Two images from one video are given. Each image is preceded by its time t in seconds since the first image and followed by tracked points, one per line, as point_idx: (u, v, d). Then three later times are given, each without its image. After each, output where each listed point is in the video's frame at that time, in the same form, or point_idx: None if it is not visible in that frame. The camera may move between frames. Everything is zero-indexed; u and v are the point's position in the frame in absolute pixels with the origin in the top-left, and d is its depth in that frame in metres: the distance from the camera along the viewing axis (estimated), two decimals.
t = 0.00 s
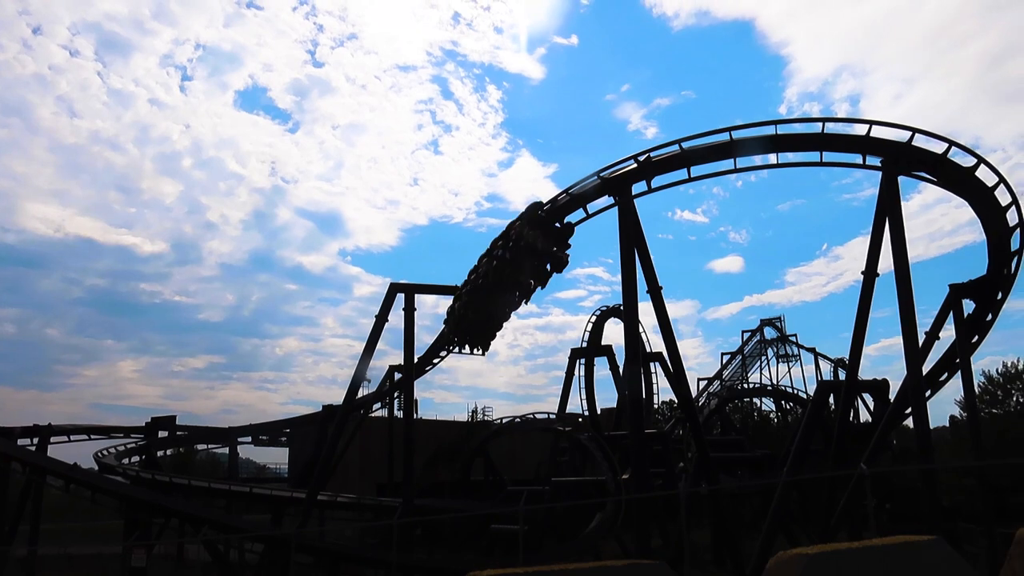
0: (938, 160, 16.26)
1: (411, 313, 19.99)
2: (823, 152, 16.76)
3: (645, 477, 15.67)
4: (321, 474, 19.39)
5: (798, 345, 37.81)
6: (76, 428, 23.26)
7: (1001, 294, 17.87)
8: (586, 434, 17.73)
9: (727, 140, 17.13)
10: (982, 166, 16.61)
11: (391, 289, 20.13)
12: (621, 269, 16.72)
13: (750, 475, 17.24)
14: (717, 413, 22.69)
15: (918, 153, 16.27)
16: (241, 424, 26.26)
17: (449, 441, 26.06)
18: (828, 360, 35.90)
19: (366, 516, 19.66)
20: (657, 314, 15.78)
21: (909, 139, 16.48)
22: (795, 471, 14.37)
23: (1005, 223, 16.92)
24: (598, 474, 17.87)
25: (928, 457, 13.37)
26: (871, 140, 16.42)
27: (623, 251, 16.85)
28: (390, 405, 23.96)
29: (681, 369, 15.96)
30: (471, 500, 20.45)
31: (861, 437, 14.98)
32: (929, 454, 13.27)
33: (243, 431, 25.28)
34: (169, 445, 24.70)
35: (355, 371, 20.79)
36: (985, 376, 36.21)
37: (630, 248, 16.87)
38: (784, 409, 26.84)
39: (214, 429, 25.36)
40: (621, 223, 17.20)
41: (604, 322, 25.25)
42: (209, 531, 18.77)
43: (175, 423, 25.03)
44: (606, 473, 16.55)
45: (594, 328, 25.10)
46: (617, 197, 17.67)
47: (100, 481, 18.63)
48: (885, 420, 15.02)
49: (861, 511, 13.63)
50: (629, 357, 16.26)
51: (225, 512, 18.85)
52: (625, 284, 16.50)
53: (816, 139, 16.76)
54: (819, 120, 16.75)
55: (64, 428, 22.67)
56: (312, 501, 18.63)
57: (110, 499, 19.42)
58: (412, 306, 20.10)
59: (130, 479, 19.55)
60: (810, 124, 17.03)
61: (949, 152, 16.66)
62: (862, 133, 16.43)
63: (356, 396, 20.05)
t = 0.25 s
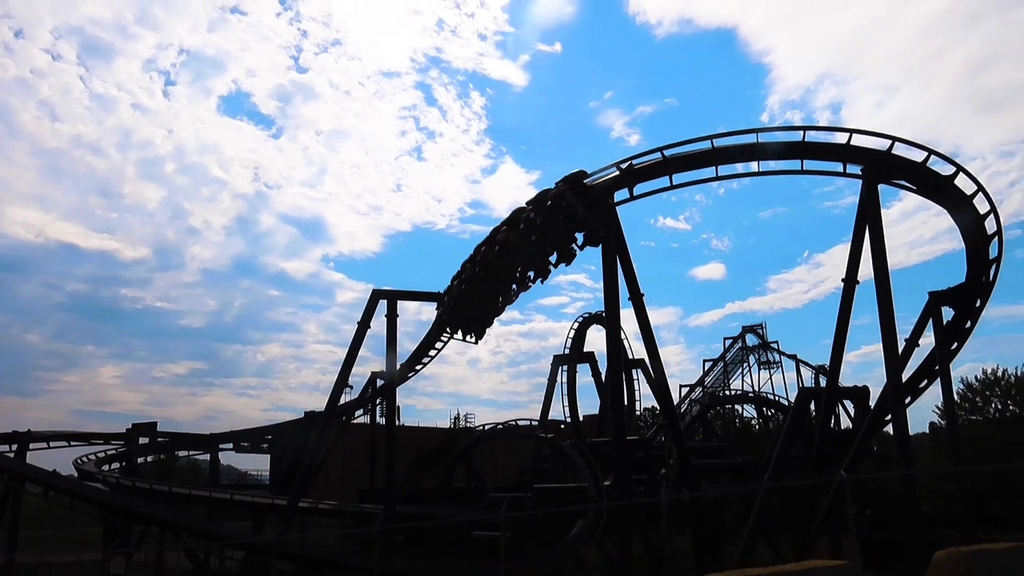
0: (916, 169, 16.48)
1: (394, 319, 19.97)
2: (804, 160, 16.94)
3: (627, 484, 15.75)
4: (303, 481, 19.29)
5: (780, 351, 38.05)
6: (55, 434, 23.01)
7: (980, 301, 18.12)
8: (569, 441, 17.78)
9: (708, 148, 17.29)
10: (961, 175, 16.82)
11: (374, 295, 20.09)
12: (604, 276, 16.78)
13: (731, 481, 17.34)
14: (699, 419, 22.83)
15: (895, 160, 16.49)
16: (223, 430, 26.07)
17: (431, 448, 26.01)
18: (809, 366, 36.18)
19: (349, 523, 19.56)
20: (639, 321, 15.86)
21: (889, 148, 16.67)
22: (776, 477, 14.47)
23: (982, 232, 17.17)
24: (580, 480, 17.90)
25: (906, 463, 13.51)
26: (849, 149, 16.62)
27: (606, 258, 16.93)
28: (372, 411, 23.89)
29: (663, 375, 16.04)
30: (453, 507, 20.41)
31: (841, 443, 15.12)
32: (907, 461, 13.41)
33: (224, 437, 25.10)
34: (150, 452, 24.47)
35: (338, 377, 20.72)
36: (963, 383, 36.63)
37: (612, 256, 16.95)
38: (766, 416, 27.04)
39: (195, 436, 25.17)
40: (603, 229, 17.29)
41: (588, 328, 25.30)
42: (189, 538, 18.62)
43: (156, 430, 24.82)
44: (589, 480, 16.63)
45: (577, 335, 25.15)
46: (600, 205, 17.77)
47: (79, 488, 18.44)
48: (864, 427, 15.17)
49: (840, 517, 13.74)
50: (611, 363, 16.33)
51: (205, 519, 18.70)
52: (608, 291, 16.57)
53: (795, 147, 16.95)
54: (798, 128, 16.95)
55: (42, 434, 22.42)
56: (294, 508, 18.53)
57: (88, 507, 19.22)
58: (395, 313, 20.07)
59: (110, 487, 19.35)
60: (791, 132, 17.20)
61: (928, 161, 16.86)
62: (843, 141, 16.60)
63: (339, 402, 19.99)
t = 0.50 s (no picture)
0: (878, 187, 16.87)
1: (362, 330, 19.91)
2: (768, 178, 17.26)
3: (591, 496, 15.84)
4: (267, 492, 19.09)
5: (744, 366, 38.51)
6: (11, 443, 22.53)
7: (938, 319, 18.54)
8: (535, 453, 17.84)
9: (674, 164, 17.55)
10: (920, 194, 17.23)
11: (342, 306, 20.02)
12: (571, 289, 16.92)
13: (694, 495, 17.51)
14: (663, 432, 23.03)
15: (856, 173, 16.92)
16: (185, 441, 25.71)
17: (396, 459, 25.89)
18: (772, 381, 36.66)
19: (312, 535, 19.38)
20: (605, 335, 16.00)
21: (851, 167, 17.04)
22: (738, 491, 14.66)
23: (941, 249, 17.58)
24: (545, 493, 17.96)
25: (864, 477, 13.77)
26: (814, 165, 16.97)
27: (573, 272, 17.07)
28: (338, 423, 23.74)
29: (628, 389, 16.19)
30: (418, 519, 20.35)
31: (802, 458, 15.37)
32: (865, 475, 13.67)
33: (187, 447, 24.76)
34: (110, 462, 24.03)
35: (303, 388, 20.58)
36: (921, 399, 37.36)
37: (580, 269, 17.11)
38: (729, 430, 27.36)
39: (156, 446, 24.78)
40: (571, 243, 17.45)
41: (554, 341, 25.43)
42: (149, 550, 18.31)
43: (117, 439, 24.40)
44: (554, 492, 16.70)
45: (543, 348, 25.26)
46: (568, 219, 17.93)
47: (36, 499, 18.06)
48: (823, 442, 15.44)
49: (800, 531, 13.95)
50: (577, 376, 16.44)
51: (166, 531, 18.42)
52: (575, 305, 16.70)
53: (761, 164, 17.28)
54: (763, 146, 17.28)
55: None
56: (256, 520, 18.32)
57: (45, 517, 18.83)
58: (363, 324, 20.01)
59: (67, 497, 18.98)
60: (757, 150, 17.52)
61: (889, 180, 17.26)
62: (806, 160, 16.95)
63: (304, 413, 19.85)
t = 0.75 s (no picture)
0: (791, 208, 17.33)
1: (280, 340, 19.42)
2: (687, 195, 17.58)
3: (511, 509, 15.74)
4: (179, 507, 18.38)
5: (663, 379, 39.13)
6: None
7: (845, 334, 19.17)
8: (456, 465, 17.66)
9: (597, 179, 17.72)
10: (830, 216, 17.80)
11: (260, 315, 19.50)
12: (493, 301, 16.84)
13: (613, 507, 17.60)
14: (583, 444, 23.17)
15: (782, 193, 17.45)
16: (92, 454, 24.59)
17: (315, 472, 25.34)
18: (689, 394, 37.35)
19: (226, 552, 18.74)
20: (526, 347, 15.97)
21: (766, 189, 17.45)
22: (654, 502, 14.79)
23: (847, 269, 18.20)
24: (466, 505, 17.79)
25: (775, 488, 14.06)
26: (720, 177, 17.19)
27: (495, 283, 17.00)
28: (256, 435, 23.09)
29: (549, 401, 16.18)
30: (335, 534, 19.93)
31: (717, 469, 15.63)
32: (776, 486, 13.95)
33: (94, 462, 23.68)
34: (9, 477, 22.84)
35: (219, 399, 19.94)
36: (830, 412, 38.60)
37: (502, 281, 17.06)
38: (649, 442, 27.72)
39: (61, 461, 23.62)
40: (494, 254, 17.40)
41: (477, 353, 25.34)
42: (50, 570, 17.38)
43: (18, 454, 23.16)
44: (474, 505, 16.55)
45: (466, 360, 25.14)
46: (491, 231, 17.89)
47: None
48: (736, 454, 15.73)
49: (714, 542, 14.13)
50: (499, 388, 16.35)
51: (69, 549, 17.51)
52: (497, 317, 16.63)
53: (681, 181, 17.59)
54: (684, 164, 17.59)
55: None
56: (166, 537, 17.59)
57: None
58: (281, 334, 19.52)
59: None
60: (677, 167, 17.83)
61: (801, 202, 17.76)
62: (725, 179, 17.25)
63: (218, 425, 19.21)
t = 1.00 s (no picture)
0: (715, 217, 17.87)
1: (201, 346, 18.91)
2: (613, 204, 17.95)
3: (437, 515, 15.70)
4: (91, 520, 17.69)
5: (590, 384, 39.60)
6: None
7: (762, 341, 19.82)
8: (382, 472, 17.51)
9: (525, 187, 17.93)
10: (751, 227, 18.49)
11: (180, 320, 18.96)
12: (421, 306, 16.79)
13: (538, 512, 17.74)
14: (510, 449, 23.27)
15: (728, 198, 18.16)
16: None
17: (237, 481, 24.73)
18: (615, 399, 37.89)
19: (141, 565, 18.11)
20: (454, 352, 15.97)
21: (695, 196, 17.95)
22: (579, 507, 14.98)
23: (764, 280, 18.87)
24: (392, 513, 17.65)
25: (695, 491, 14.41)
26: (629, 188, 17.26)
27: (423, 289, 16.96)
28: (175, 444, 22.41)
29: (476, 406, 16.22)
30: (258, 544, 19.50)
31: (640, 474, 15.94)
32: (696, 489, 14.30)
33: None
34: None
35: (135, 407, 19.29)
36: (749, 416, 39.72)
37: (430, 287, 17.03)
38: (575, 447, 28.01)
39: None
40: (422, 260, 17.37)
41: (405, 359, 25.19)
42: None
43: None
44: (400, 512, 16.45)
45: (394, 365, 24.95)
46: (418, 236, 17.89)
47: None
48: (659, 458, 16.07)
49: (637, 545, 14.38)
50: (426, 394, 16.30)
51: None
52: (425, 322, 16.58)
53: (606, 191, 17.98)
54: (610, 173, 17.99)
55: None
56: (77, 551, 16.89)
57: None
58: (203, 339, 19.02)
59: None
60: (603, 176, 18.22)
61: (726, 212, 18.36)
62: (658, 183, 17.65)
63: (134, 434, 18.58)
